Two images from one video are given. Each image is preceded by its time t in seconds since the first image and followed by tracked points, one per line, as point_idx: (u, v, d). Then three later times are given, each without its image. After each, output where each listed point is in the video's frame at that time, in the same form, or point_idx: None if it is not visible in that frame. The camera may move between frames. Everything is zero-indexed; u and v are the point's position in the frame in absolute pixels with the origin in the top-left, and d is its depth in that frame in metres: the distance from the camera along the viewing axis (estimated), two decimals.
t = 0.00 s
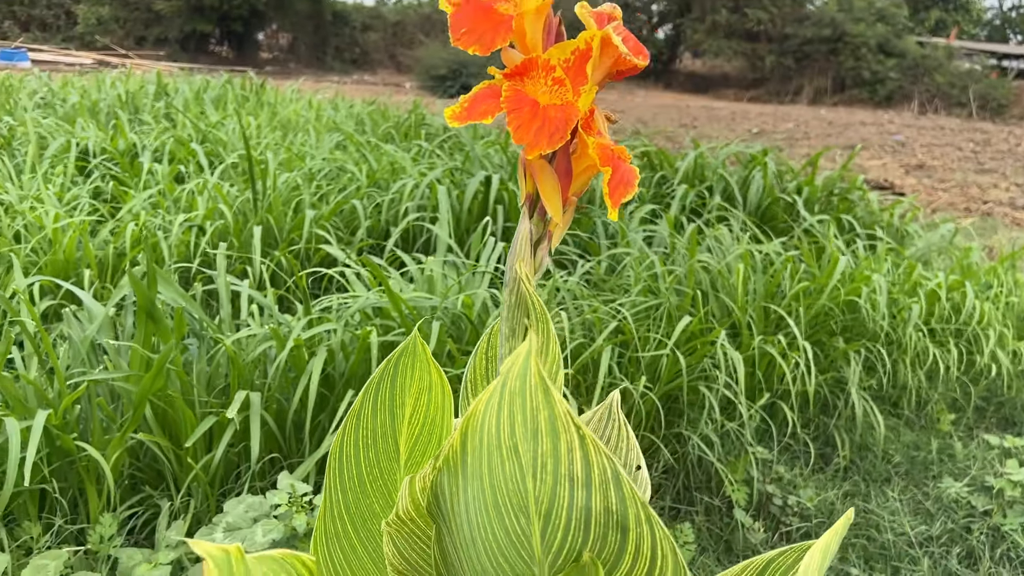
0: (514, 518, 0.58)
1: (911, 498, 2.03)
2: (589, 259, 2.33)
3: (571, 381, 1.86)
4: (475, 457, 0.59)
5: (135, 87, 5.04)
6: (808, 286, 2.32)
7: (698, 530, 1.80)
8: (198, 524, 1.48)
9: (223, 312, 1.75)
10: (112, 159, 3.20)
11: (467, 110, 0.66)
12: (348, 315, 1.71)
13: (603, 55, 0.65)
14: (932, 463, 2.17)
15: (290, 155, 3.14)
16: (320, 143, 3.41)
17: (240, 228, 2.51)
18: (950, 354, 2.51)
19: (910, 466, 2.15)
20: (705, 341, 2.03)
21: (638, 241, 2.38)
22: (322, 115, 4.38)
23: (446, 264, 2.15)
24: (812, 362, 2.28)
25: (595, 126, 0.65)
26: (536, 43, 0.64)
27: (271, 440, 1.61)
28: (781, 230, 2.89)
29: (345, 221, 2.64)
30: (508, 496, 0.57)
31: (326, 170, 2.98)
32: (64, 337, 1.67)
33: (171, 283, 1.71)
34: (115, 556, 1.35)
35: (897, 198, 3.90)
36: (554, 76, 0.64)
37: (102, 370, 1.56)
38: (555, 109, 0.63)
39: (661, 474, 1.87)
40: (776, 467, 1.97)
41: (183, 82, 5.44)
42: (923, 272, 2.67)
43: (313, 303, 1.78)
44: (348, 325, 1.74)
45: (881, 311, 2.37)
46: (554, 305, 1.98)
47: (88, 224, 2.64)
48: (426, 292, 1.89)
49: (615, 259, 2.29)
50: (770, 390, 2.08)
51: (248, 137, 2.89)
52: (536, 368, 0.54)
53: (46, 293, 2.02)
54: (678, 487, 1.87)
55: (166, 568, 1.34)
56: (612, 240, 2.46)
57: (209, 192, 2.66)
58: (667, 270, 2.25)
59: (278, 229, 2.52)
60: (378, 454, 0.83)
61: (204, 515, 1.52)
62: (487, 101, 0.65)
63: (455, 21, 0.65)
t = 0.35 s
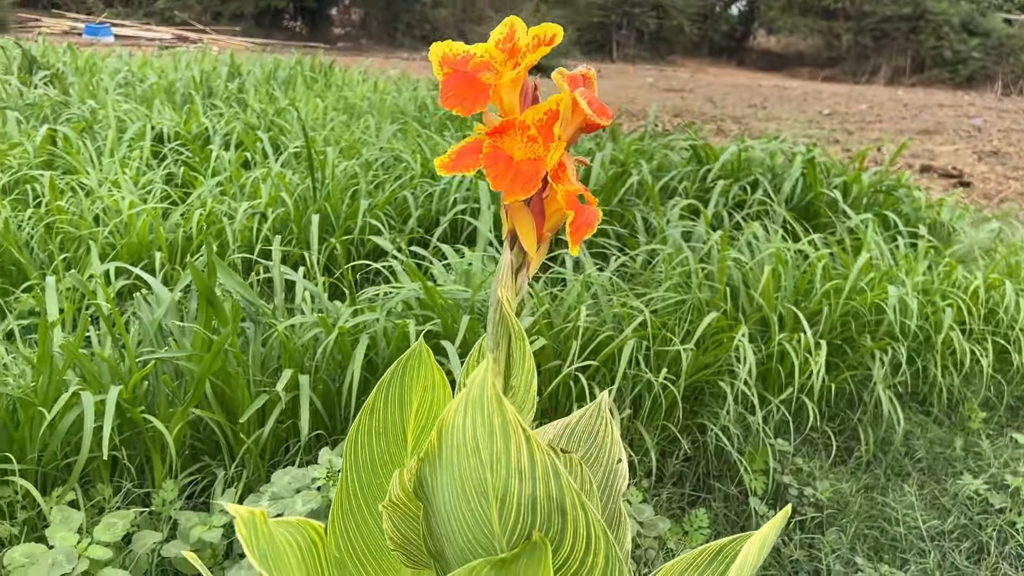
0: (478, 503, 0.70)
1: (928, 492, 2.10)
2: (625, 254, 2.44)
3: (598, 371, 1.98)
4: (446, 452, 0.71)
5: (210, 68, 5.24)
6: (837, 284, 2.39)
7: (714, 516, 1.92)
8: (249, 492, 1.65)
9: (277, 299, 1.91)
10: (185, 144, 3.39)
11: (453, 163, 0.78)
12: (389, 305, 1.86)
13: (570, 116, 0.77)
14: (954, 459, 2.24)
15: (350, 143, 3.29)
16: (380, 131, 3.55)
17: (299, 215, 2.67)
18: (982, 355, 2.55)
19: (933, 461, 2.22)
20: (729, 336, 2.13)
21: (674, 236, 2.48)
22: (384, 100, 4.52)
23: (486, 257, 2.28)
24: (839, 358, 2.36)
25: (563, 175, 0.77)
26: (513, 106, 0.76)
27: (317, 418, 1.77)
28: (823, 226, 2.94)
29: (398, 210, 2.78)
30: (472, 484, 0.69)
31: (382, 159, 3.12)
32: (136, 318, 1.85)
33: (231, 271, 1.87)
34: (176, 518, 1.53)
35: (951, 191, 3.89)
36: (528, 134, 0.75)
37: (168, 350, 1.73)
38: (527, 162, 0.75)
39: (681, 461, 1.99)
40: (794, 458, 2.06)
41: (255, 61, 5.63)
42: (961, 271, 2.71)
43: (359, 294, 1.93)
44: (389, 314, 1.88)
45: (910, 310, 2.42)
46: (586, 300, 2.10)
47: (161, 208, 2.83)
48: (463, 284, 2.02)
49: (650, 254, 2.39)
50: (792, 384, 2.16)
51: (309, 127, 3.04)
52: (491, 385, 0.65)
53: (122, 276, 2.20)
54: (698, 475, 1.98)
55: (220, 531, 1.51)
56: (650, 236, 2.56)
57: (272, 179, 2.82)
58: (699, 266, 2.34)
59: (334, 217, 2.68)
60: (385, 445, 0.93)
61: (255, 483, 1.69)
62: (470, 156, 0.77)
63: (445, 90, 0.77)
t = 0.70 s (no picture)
0: (467, 477, 0.82)
1: (951, 483, 2.15)
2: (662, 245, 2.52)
3: (627, 357, 2.08)
4: (442, 433, 0.83)
5: (279, 48, 5.39)
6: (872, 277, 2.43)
7: (735, 499, 2.00)
8: (296, 460, 1.79)
9: (327, 281, 2.04)
10: (251, 127, 3.55)
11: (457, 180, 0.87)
12: (429, 290, 1.98)
13: (563, 138, 0.86)
14: (982, 452, 2.28)
15: (407, 128, 3.41)
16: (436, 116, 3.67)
17: (354, 199, 2.80)
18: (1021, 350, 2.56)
19: (962, 452, 2.26)
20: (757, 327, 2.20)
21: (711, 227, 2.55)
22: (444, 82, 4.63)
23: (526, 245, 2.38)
24: (871, 350, 2.40)
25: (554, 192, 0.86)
26: (511, 130, 0.85)
27: (362, 393, 1.89)
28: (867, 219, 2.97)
29: (448, 196, 2.90)
30: (462, 460, 0.81)
31: (436, 145, 3.24)
32: (197, 296, 2.00)
33: (284, 255, 2.01)
34: (229, 481, 1.68)
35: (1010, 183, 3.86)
36: (523, 155, 0.85)
37: (225, 326, 1.88)
38: (521, 180, 0.84)
39: (706, 445, 2.07)
40: (818, 446, 2.13)
41: (323, 40, 5.76)
42: (1005, 267, 2.71)
43: (402, 278, 2.05)
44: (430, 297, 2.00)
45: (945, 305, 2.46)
46: (619, 289, 2.19)
47: (226, 189, 2.99)
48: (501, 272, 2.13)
49: (686, 245, 2.47)
50: (819, 375, 2.23)
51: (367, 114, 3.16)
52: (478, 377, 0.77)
53: (187, 255, 2.36)
54: (723, 459, 2.07)
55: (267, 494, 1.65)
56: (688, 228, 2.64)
57: (330, 164, 2.96)
58: (735, 256, 2.40)
59: (387, 202, 2.80)
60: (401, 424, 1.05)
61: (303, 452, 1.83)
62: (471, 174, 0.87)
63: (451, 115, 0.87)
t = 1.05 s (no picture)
0: (453, 445, 0.91)
1: (965, 472, 2.19)
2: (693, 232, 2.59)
3: (648, 340, 2.16)
4: (431, 406, 0.92)
5: (338, 25, 5.52)
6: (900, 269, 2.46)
7: (748, 480, 2.07)
8: (328, 426, 1.91)
9: (362, 260, 2.16)
10: (303, 107, 3.68)
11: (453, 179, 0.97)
12: (457, 271, 2.08)
13: (550, 142, 0.95)
14: (1003, 444, 2.31)
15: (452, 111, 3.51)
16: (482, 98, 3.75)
17: (397, 179, 2.91)
18: None
19: (981, 443, 2.29)
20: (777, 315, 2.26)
21: (743, 215, 2.61)
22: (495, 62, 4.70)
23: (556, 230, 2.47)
24: (894, 341, 2.44)
25: (541, 191, 0.95)
26: (502, 134, 0.95)
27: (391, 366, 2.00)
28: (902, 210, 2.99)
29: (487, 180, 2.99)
30: (448, 430, 0.90)
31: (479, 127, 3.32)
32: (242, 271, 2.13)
33: (323, 234, 2.13)
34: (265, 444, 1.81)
35: None
36: (513, 156, 0.94)
37: (266, 300, 2.01)
38: (510, 180, 0.94)
39: (722, 427, 2.15)
40: (833, 432, 2.18)
41: (381, 17, 5.87)
42: None
43: (432, 259, 2.15)
44: (459, 278, 2.10)
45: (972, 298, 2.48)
46: (644, 275, 2.27)
47: (277, 167, 3.12)
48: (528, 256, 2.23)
49: (714, 233, 2.53)
50: (838, 363, 2.28)
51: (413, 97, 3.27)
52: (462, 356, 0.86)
53: (235, 231, 2.50)
54: (738, 441, 2.14)
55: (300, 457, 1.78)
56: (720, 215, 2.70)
57: (375, 145, 3.07)
58: (762, 244, 2.45)
59: (428, 183, 2.91)
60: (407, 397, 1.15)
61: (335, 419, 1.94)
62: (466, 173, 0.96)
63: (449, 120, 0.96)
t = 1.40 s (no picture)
0: (449, 396, 0.99)
1: (977, 456, 2.22)
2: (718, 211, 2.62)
3: (666, 315, 2.21)
4: (430, 360, 0.99)
5: None
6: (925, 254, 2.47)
7: (758, 454, 2.13)
8: (353, 385, 2.00)
9: (392, 228, 2.23)
10: (345, 78, 3.75)
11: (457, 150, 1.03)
12: (482, 242, 2.14)
13: (550, 117, 1.01)
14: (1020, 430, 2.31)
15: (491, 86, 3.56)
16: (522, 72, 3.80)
17: (433, 151, 2.99)
18: None
19: (998, 429, 2.30)
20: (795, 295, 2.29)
21: (769, 196, 2.64)
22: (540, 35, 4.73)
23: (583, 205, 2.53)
24: (914, 325, 2.46)
25: (540, 162, 1.01)
26: (505, 107, 1.01)
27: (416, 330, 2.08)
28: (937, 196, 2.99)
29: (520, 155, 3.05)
30: (445, 382, 0.98)
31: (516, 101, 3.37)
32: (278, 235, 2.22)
33: (354, 201, 2.21)
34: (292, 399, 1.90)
35: None
36: (515, 129, 1.00)
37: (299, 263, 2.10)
38: (511, 151, 1.00)
39: (736, 402, 2.20)
40: (846, 412, 2.22)
41: None
42: None
43: (460, 230, 2.22)
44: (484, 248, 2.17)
45: (998, 285, 2.48)
46: (665, 251, 2.32)
47: (317, 136, 3.21)
48: (553, 230, 2.29)
49: (739, 212, 2.56)
50: (855, 344, 2.31)
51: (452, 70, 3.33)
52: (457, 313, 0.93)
53: (274, 197, 2.59)
54: (752, 417, 2.19)
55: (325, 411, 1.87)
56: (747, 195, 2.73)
57: (413, 118, 3.14)
58: (787, 225, 2.48)
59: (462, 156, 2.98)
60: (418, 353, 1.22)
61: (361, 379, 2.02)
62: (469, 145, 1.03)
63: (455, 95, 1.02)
